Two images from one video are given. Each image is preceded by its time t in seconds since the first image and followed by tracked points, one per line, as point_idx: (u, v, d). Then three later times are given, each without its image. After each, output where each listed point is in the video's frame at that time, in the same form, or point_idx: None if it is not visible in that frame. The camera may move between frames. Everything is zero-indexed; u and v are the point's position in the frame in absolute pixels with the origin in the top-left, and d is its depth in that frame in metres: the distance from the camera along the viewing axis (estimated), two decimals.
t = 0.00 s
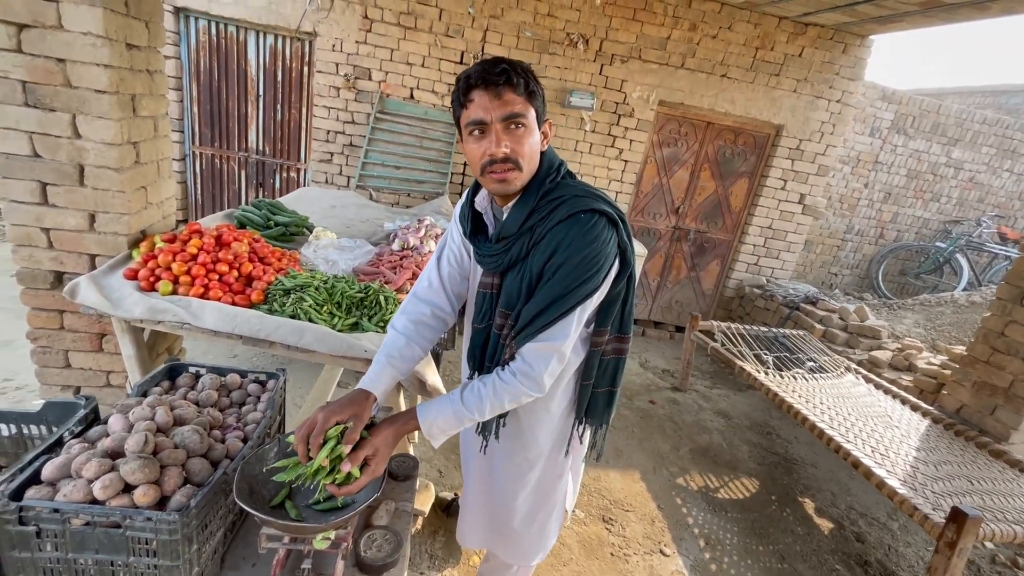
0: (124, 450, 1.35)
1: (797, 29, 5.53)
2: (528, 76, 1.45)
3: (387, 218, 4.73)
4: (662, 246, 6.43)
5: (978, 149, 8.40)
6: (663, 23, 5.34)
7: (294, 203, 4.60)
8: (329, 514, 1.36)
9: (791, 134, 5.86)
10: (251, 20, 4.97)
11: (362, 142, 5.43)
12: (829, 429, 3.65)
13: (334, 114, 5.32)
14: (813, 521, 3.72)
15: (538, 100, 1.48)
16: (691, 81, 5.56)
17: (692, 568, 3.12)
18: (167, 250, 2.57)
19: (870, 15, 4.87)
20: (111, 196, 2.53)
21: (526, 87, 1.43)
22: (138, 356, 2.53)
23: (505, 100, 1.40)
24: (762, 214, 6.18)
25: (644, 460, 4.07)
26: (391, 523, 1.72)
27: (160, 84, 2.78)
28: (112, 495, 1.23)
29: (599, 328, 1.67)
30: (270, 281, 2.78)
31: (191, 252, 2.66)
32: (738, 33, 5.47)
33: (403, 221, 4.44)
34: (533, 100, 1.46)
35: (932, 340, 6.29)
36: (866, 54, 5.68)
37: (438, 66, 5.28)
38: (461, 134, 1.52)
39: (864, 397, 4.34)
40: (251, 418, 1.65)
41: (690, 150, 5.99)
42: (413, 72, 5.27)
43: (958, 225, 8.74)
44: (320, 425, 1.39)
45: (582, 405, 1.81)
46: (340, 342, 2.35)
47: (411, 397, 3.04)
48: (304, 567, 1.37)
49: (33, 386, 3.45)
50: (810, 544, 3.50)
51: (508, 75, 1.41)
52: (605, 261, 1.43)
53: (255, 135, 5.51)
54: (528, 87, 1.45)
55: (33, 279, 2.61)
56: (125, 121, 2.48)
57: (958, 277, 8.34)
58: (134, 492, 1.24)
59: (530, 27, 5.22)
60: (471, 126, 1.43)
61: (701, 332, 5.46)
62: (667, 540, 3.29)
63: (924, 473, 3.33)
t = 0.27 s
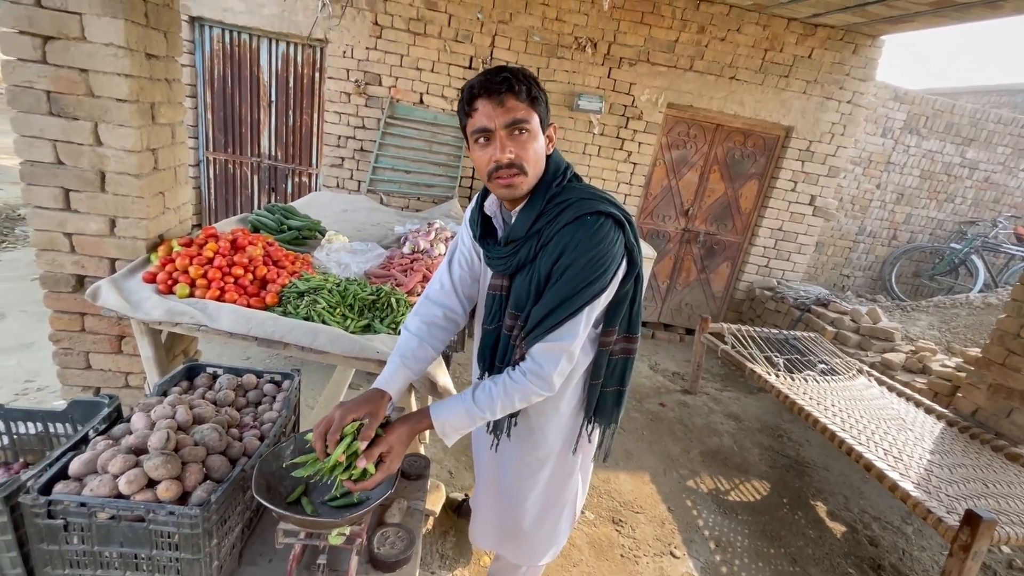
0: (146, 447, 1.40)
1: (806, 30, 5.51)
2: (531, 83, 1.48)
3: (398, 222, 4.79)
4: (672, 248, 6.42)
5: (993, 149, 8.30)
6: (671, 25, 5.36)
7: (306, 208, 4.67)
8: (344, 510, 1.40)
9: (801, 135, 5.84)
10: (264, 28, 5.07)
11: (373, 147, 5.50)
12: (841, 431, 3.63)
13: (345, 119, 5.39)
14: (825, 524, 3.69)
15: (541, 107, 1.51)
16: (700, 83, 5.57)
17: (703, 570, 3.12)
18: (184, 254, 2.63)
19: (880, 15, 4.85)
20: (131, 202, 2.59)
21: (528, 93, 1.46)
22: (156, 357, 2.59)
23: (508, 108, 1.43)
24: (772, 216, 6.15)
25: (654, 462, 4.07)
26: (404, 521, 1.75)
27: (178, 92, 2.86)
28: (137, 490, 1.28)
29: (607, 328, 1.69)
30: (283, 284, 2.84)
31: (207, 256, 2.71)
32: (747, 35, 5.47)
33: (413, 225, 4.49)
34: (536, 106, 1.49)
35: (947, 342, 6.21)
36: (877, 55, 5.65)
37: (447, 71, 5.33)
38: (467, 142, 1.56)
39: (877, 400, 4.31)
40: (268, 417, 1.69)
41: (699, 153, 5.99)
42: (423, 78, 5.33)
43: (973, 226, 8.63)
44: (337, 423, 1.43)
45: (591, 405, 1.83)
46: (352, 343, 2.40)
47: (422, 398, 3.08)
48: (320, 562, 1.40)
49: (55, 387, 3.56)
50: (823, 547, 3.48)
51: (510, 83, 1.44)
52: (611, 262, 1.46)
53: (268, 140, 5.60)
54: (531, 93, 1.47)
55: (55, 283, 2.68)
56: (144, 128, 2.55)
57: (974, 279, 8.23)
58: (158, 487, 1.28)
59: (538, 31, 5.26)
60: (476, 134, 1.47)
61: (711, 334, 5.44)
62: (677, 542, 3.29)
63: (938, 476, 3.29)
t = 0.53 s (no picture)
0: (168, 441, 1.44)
1: (816, 30, 5.49)
2: (536, 86, 1.50)
3: (408, 223, 4.83)
4: (681, 249, 6.41)
5: (1008, 148, 8.20)
6: (680, 27, 5.37)
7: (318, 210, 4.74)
8: (360, 505, 1.43)
9: (811, 136, 5.81)
10: (276, 33, 5.14)
11: (383, 149, 5.55)
12: (852, 433, 3.61)
13: (356, 122, 5.45)
14: (836, 527, 3.67)
15: (547, 110, 1.53)
16: (709, 84, 5.56)
17: (712, 571, 3.11)
18: (201, 255, 2.68)
19: (892, 15, 4.83)
20: (149, 204, 2.65)
21: (533, 98, 1.48)
22: (173, 356, 2.64)
23: (514, 114, 1.45)
24: (782, 217, 6.13)
25: (663, 463, 4.07)
26: (416, 517, 1.77)
27: (194, 96, 2.92)
28: (160, 482, 1.32)
29: (617, 327, 1.71)
30: (297, 285, 2.88)
31: (223, 257, 2.77)
32: (757, 36, 5.46)
33: (423, 226, 4.53)
34: (543, 110, 1.51)
35: (961, 344, 6.14)
36: (889, 55, 5.62)
37: (456, 74, 5.37)
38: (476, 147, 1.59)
39: (888, 401, 4.28)
40: (284, 414, 1.72)
41: (708, 154, 5.98)
42: (432, 81, 5.37)
43: (988, 227, 8.52)
44: (354, 419, 1.46)
45: (602, 402, 1.85)
46: (365, 342, 2.43)
47: (433, 398, 3.11)
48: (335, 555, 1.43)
49: (73, 385, 3.63)
50: (834, 549, 3.46)
51: (516, 89, 1.46)
52: (621, 261, 1.48)
53: (280, 143, 5.68)
54: (537, 97, 1.49)
55: (76, 283, 2.75)
56: (163, 132, 2.61)
57: (989, 280, 8.13)
58: (180, 480, 1.32)
59: (547, 34, 5.29)
60: (484, 141, 1.50)
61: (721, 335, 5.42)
62: (687, 543, 3.29)
63: (952, 478, 3.27)
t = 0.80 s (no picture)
0: (188, 434, 1.47)
1: (828, 29, 5.46)
2: (542, 92, 1.45)
3: (417, 223, 4.87)
4: (690, 249, 6.40)
5: (1022, 148, 8.10)
6: (689, 26, 5.36)
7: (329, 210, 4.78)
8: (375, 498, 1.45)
9: (822, 135, 5.78)
10: (287, 34, 5.20)
11: (392, 150, 5.59)
12: (864, 434, 3.59)
13: (366, 123, 5.49)
14: (847, 528, 3.65)
15: (554, 115, 1.48)
16: (719, 84, 5.55)
17: (722, 571, 3.11)
18: (216, 254, 2.73)
19: (904, 13, 4.79)
20: (166, 204, 2.70)
21: (539, 107, 1.44)
22: (188, 353, 2.68)
23: (518, 125, 1.43)
24: (792, 217, 6.09)
25: (672, 463, 4.06)
26: (428, 512, 1.79)
27: (210, 97, 2.96)
28: (181, 475, 1.35)
29: (627, 326, 1.72)
30: (310, 283, 2.92)
31: (238, 255, 2.81)
32: (767, 35, 5.44)
33: (433, 226, 4.56)
34: (549, 117, 1.47)
35: (974, 345, 6.08)
36: (901, 53, 5.57)
37: (466, 74, 5.40)
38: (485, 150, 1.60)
39: (900, 402, 4.24)
40: (299, 409, 1.75)
41: (718, 153, 5.97)
42: (442, 81, 5.40)
43: (1003, 227, 8.42)
44: (367, 413, 1.49)
45: (611, 401, 1.86)
46: (377, 340, 2.46)
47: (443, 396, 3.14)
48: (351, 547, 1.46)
49: (90, 382, 3.70)
50: (844, 550, 3.44)
51: (519, 99, 1.42)
52: (633, 261, 1.49)
53: (291, 144, 5.73)
54: (542, 105, 1.45)
55: (95, 282, 2.81)
56: (180, 133, 2.66)
57: (1003, 281, 8.03)
58: (200, 472, 1.36)
59: (556, 34, 5.31)
60: (490, 150, 1.51)
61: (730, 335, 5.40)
62: (696, 542, 3.29)
63: (965, 480, 3.24)
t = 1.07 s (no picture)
0: (197, 430, 1.48)
1: (836, 27, 5.42)
2: (514, 110, 1.38)
3: (423, 221, 4.88)
4: (696, 248, 6.37)
5: None
6: (696, 24, 5.34)
7: (335, 208, 4.80)
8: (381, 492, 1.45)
9: (829, 134, 5.74)
10: (293, 33, 5.22)
11: (398, 148, 5.60)
12: (871, 434, 3.57)
13: (371, 121, 5.50)
14: (853, 529, 3.63)
15: (532, 129, 1.41)
16: (725, 82, 5.52)
17: (727, 570, 3.10)
18: (224, 251, 2.74)
19: (913, 10, 4.74)
20: (175, 202, 2.72)
21: (511, 130, 1.39)
22: (196, 349, 2.70)
23: (490, 146, 1.42)
24: (799, 216, 6.06)
25: (677, 462, 4.06)
26: (434, 509, 1.80)
27: (218, 96, 2.98)
28: (190, 470, 1.36)
29: (635, 325, 1.72)
30: (317, 281, 2.93)
31: (245, 253, 2.82)
32: (774, 33, 5.41)
33: (438, 225, 4.57)
34: (524, 133, 1.40)
35: (983, 346, 6.03)
36: (910, 50, 5.52)
37: (471, 73, 5.40)
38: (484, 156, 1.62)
39: (907, 403, 4.21)
40: (306, 406, 1.76)
41: (724, 152, 5.93)
42: (447, 80, 5.41)
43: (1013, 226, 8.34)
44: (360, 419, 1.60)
45: (617, 400, 1.86)
46: (383, 338, 2.47)
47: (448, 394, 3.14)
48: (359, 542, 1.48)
49: (99, 378, 3.74)
50: (851, 551, 3.42)
51: (492, 123, 1.38)
52: (643, 259, 1.49)
53: (297, 142, 5.76)
54: (512, 124, 1.38)
55: (104, 279, 2.83)
56: (188, 132, 2.67)
57: (1013, 281, 7.95)
58: (209, 468, 1.36)
59: (562, 32, 5.30)
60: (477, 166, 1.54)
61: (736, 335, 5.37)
62: (701, 542, 3.28)
63: (973, 481, 3.21)
